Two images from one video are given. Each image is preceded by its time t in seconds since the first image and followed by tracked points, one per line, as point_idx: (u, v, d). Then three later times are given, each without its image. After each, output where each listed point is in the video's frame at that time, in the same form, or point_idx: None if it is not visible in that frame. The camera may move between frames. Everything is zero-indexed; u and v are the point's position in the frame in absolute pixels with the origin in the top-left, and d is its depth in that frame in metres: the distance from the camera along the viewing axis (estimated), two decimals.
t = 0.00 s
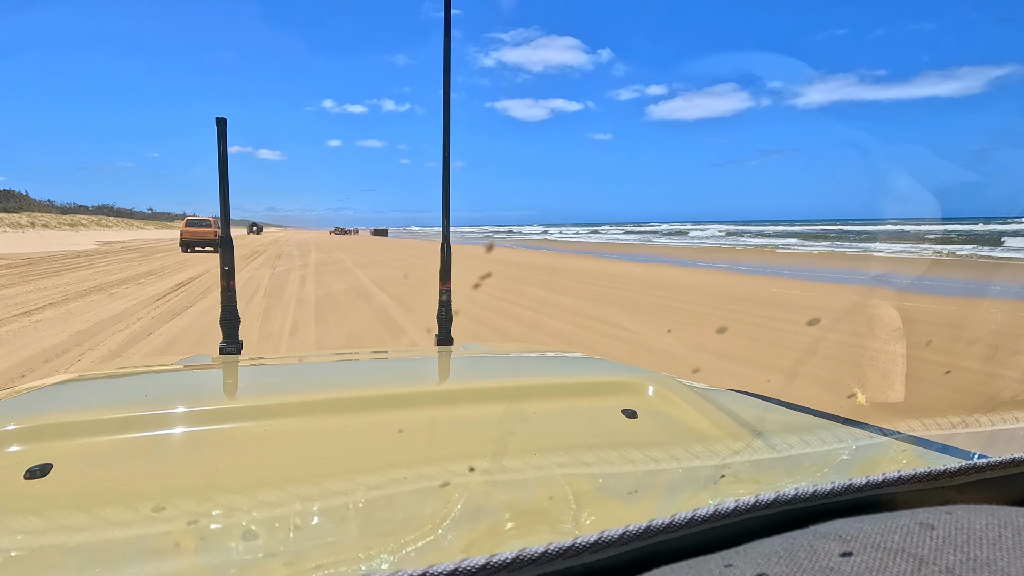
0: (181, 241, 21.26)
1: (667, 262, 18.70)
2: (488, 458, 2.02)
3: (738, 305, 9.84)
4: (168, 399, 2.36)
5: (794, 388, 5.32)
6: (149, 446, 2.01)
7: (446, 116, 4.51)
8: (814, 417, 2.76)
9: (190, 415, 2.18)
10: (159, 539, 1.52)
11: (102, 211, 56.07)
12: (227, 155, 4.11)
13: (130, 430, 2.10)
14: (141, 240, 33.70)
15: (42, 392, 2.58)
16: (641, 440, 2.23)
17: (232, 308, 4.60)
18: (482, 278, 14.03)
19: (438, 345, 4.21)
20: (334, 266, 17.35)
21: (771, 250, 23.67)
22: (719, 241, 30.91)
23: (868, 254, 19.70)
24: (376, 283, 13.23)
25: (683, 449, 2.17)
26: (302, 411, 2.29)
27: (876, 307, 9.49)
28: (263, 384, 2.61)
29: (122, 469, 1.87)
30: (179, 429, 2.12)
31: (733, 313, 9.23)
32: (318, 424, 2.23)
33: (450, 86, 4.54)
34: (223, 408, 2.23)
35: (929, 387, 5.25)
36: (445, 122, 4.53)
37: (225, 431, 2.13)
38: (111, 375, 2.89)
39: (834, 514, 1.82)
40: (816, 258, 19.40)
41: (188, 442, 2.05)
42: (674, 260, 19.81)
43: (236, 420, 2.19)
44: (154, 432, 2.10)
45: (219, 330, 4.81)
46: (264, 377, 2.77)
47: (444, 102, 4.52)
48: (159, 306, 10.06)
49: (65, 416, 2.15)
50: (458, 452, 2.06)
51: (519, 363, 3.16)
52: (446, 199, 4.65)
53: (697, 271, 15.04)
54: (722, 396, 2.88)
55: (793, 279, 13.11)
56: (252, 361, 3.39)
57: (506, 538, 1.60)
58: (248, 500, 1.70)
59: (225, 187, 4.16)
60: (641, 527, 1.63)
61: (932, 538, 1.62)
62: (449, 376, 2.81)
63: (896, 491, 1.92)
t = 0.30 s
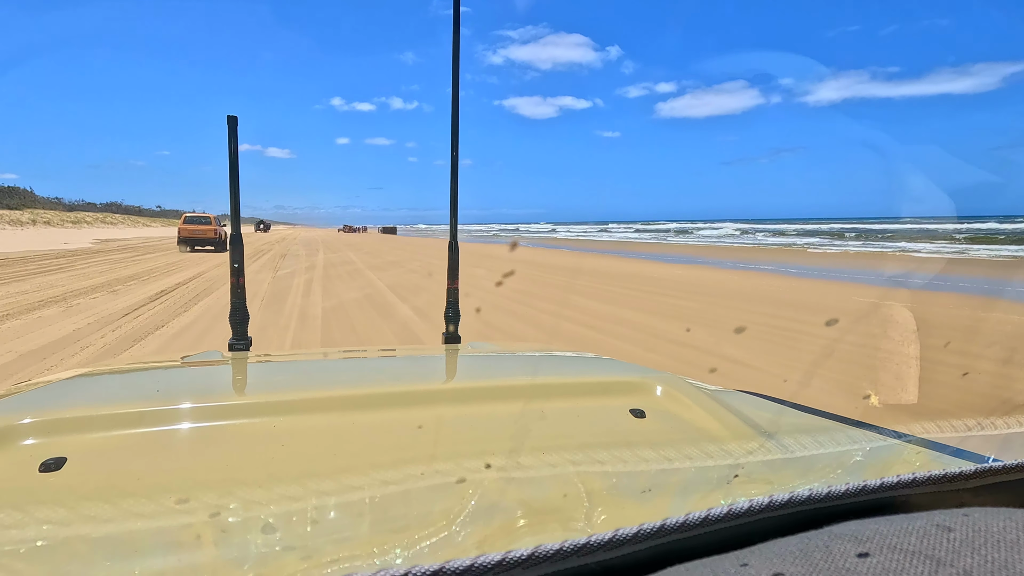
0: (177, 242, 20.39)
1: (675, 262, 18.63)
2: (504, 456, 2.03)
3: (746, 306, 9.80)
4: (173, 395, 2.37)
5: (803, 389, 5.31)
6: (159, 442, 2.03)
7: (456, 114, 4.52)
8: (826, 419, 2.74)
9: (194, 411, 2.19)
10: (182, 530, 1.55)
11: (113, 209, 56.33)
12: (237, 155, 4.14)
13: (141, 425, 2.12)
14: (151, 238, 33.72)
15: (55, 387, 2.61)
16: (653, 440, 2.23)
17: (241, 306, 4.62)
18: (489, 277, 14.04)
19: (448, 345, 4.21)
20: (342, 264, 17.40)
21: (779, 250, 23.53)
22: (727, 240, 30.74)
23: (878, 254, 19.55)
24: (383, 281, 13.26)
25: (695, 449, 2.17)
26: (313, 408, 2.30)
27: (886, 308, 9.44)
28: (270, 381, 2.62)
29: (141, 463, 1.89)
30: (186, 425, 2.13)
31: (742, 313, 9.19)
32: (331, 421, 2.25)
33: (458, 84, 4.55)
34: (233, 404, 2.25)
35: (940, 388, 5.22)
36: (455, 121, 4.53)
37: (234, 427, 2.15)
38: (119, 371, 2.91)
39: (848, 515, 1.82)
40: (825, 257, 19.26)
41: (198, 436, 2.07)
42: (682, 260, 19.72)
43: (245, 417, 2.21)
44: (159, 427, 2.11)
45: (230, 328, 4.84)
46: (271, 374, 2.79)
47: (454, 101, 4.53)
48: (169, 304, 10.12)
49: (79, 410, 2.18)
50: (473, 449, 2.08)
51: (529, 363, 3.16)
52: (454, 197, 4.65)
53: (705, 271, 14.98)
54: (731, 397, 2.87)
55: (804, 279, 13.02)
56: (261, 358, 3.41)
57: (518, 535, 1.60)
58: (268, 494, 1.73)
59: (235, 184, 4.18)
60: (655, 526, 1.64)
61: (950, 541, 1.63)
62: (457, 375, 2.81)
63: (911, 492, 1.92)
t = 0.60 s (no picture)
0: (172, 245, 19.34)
1: (682, 260, 18.57)
2: (515, 451, 2.02)
3: (755, 305, 9.75)
4: (183, 389, 2.38)
5: (813, 388, 5.28)
6: (169, 435, 2.04)
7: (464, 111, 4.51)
8: (837, 417, 2.72)
9: (204, 405, 2.20)
10: (197, 522, 1.55)
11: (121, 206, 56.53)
12: (246, 151, 4.16)
13: (150, 418, 2.13)
14: (159, 235, 33.77)
15: (64, 381, 2.62)
16: (662, 437, 2.22)
17: (249, 301, 4.64)
18: (496, 275, 14.03)
19: (457, 342, 4.20)
20: (349, 261, 17.44)
21: (788, 249, 23.39)
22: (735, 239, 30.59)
23: (887, 253, 19.40)
24: (390, 279, 13.30)
25: (706, 445, 2.15)
26: (323, 403, 2.31)
27: (896, 308, 9.37)
28: (279, 376, 2.63)
29: (154, 455, 1.90)
30: (194, 419, 2.13)
31: (751, 312, 9.14)
32: (341, 416, 2.25)
33: (466, 81, 4.55)
34: (242, 397, 2.26)
35: (952, 387, 5.17)
36: (463, 118, 4.53)
37: (243, 421, 2.15)
38: (129, 366, 2.92)
39: (863, 513, 1.81)
40: (834, 256, 19.14)
41: (207, 430, 2.08)
42: (690, 258, 19.62)
43: (254, 411, 2.21)
44: (170, 420, 2.12)
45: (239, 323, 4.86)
46: (280, 368, 2.79)
47: (461, 98, 4.53)
48: (177, 299, 10.16)
49: (89, 404, 2.19)
50: (484, 444, 2.07)
51: (538, 360, 3.14)
52: (461, 194, 4.65)
53: (713, 270, 14.91)
54: (740, 394, 2.85)
55: (814, 278, 12.91)
56: (270, 352, 3.42)
57: (529, 531, 1.59)
58: (280, 486, 1.73)
59: (244, 180, 4.20)
60: (667, 521, 1.63)
61: (966, 539, 1.62)
62: (464, 371, 2.80)
63: (926, 491, 1.90)
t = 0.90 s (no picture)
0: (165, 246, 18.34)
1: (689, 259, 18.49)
2: (518, 449, 2.02)
3: (761, 304, 9.71)
4: (189, 385, 2.39)
5: (820, 387, 5.25)
6: (174, 432, 2.04)
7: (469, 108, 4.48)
8: (843, 417, 2.69)
9: (209, 401, 2.20)
10: (200, 518, 1.56)
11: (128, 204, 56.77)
12: (251, 149, 4.17)
13: (156, 415, 2.14)
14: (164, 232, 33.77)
15: (72, 377, 2.63)
16: (666, 436, 2.21)
17: (255, 298, 4.65)
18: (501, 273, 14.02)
19: (463, 339, 4.19)
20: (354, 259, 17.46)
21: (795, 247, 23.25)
22: (741, 237, 30.44)
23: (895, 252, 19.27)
24: (395, 277, 13.32)
25: (710, 445, 2.14)
26: (327, 400, 2.31)
27: (903, 307, 9.31)
28: (284, 373, 2.63)
29: (158, 451, 1.90)
30: (201, 416, 2.14)
31: (757, 311, 9.09)
32: (344, 413, 2.25)
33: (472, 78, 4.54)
34: (246, 394, 2.26)
35: (960, 387, 5.13)
36: (468, 115, 4.52)
37: (248, 418, 2.16)
38: (136, 363, 2.92)
39: (868, 514, 1.79)
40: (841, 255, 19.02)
41: (212, 426, 2.09)
42: (696, 257, 19.55)
43: (259, 408, 2.21)
44: (175, 417, 2.13)
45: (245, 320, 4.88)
46: (285, 366, 2.80)
47: (466, 96, 4.51)
48: (182, 297, 10.22)
49: (98, 399, 2.20)
50: (487, 441, 2.07)
51: (541, 358, 3.13)
52: (466, 192, 4.64)
53: (718, 269, 14.85)
54: (745, 393, 2.83)
55: (822, 277, 12.82)
56: (276, 350, 3.42)
57: (532, 529, 1.59)
58: (283, 483, 1.73)
59: (250, 178, 4.21)
60: (671, 521, 1.62)
61: (973, 541, 1.61)
62: (468, 369, 2.80)
63: (933, 492, 1.88)
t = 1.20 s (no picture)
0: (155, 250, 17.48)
1: (693, 258, 18.46)
2: (524, 448, 2.01)
3: (765, 304, 9.68)
4: (195, 383, 2.38)
5: (825, 388, 5.24)
6: (180, 429, 2.04)
7: (474, 106, 4.47)
8: (851, 418, 2.67)
9: (215, 399, 2.20)
10: (207, 514, 1.56)
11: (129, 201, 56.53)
12: (257, 147, 4.17)
13: (162, 412, 2.14)
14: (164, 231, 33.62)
15: (77, 374, 2.63)
16: (673, 435, 2.20)
17: (260, 297, 4.65)
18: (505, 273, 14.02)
19: (467, 338, 4.19)
20: (357, 258, 17.47)
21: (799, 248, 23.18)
22: (745, 237, 30.37)
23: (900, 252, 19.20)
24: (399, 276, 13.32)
25: (717, 445, 2.13)
26: (333, 398, 2.30)
27: (909, 308, 9.28)
28: (290, 372, 2.62)
29: (164, 448, 1.90)
30: (207, 413, 2.14)
31: (761, 312, 9.07)
32: (350, 412, 2.24)
33: (478, 77, 4.53)
34: (253, 392, 2.26)
35: (967, 388, 5.11)
36: (473, 115, 4.52)
37: (254, 416, 2.15)
38: (142, 360, 2.92)
39: (877, 515, 1.78)
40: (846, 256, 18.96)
41: (218, 424, 2.09)
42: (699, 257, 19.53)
43: (265, 406, 2.21)
44: (182, 414, 2.12)
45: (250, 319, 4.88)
46: (291, 364, 2.79)
47: (472, 95, 4.51)
48: (186, 295, 10.22)
49: (104, 396, 2.20)
50: (492, 440, 2.06)
51: (547, 357, 3.12)
52: (472, 191, 4.64)
53: (722, 269, 14.83)
54: (751, 394, 2.82)
55: (827, 277, 12.77)
56: (281, 348, 3.42)
57: (539, 528, 1.58)
58: (290, 481, 1.73)
59: (256, 176, 4.21)
60: (679, 521, 1.61)
61: (985, 543, 1.59)
62: (474, 367, 2.79)
63: (942, 493, 1.86)
